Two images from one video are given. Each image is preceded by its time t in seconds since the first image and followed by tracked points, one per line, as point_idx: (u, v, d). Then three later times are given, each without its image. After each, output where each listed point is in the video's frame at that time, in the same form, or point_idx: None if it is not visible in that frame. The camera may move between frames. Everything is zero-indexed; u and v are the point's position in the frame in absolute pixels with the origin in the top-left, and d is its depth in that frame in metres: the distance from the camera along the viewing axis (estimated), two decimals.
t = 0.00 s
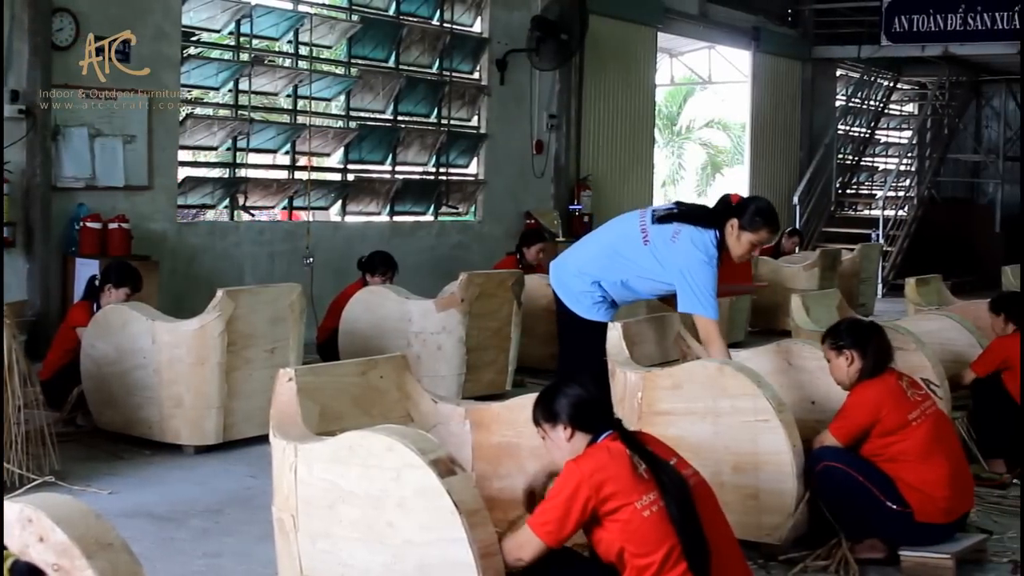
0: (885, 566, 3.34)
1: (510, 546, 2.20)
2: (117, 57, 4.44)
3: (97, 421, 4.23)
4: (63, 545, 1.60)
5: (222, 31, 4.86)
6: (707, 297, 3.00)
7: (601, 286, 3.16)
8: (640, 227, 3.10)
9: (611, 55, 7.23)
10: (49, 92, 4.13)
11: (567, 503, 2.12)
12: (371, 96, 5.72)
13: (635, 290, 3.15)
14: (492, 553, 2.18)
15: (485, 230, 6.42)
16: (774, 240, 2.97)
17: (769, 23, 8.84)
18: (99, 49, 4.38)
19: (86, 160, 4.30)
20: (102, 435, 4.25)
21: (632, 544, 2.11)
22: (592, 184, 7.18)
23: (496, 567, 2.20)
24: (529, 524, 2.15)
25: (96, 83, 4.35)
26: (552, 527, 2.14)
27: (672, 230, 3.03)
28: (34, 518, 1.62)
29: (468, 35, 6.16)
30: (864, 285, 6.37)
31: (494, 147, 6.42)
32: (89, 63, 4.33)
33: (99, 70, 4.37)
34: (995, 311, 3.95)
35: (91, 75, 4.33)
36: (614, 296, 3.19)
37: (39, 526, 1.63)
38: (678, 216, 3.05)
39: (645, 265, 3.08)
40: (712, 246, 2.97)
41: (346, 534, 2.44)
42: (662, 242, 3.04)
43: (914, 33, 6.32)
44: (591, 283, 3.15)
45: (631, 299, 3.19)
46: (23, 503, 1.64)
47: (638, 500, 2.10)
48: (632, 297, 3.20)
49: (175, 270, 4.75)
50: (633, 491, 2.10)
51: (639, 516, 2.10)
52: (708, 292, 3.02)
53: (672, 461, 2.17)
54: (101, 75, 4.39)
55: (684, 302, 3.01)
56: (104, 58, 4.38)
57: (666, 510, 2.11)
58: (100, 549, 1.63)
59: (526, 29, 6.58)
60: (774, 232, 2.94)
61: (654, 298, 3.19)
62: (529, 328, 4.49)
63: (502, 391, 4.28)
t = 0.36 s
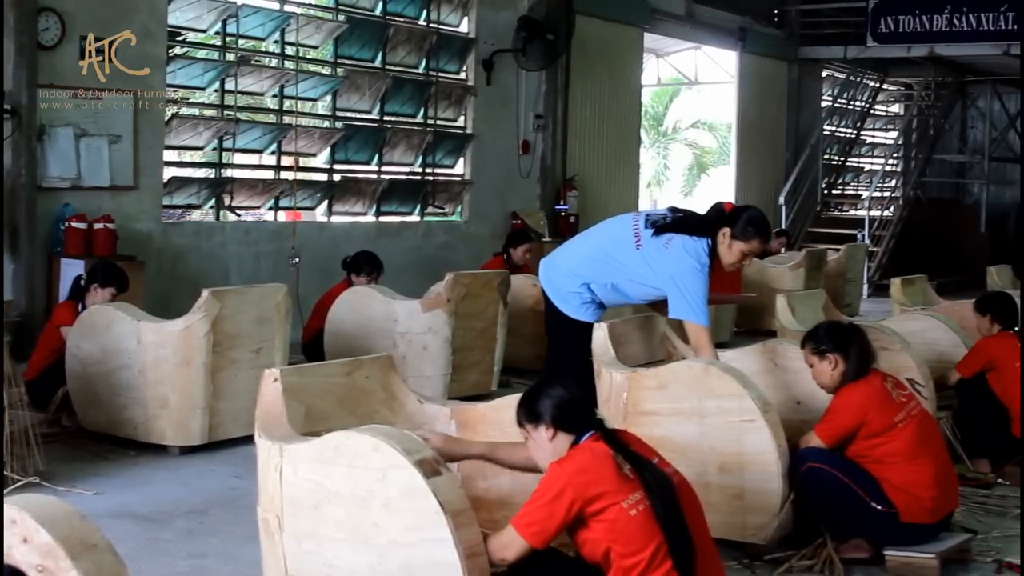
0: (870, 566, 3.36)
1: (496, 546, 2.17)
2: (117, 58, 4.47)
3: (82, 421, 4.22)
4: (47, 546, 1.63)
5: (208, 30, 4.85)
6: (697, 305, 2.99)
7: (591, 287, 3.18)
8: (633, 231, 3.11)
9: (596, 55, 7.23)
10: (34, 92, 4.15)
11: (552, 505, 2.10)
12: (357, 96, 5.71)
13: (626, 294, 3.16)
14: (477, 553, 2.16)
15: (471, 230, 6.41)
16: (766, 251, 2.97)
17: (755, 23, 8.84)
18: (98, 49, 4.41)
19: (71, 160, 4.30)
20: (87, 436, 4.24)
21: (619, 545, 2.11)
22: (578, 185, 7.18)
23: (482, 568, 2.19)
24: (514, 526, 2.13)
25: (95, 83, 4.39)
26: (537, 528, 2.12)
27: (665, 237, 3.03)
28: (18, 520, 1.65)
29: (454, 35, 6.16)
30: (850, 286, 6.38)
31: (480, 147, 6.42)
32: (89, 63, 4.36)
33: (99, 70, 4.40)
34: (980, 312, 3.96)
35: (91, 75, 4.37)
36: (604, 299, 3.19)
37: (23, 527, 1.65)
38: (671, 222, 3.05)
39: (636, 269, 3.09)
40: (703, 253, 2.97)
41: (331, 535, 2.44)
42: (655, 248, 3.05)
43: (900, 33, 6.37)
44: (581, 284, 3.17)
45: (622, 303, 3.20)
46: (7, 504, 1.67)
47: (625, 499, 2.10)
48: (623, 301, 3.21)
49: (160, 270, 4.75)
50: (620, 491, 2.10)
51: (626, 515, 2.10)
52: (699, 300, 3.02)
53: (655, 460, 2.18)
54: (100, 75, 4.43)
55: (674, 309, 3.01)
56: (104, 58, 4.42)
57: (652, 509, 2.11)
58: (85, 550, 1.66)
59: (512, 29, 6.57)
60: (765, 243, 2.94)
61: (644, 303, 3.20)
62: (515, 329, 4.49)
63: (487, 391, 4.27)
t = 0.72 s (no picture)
0: (856, 566, 3.35)
1: (483, 548, 2.18)
2: (117, 58, 4.51)
3: (68, 421, 4.22)
4: (33, 547, 1.63)
5: (195, 30, 4.83)
6: (682, 305, 2.97)
7: (578, 287, 3.18)
8: (621, 230, 3.10)
9: (583, 56, 7.23)
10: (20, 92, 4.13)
11: (536, 508, 2.11)
12: (344, 96, 5.70)
13: (614, 293, 3.15)
14: (463, 553, 2.18)
15: (458, 230, 6.41)
16: (755, 251, 2.94)
17: (743, 23, 8.84)
18: (99, 50, 4.45)
19: (58, 160, 4.29)
20: (73, 436, 4.23)
21: (604, 545, 2.12)
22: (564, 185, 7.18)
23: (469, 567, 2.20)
24: (500, 530, 2.13)
25: (96, 84, 4.43)
26: (523, 530, 2.13)
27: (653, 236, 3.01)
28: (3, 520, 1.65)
29: (441, 35, 6.16)
30: (836, 286, 6.39)
31: (468, 147, 6.42)
32: (90, 63, 4.40)
33: (99, 70, 4.44)
34: (965, 312, 3.96)
35: (91, 76, 4.41)
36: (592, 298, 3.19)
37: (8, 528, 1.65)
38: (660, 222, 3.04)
39: (623, 268, 3.07)
40: (691, 253, 2.95)
41: (318, 535, 2.44)
42: (642, 246, 3.03)
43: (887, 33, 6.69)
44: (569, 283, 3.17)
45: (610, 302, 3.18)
46: None
47: (609, 499, 2.11)
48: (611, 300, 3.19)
49: (147, 270, 4.74)
50: (604, 491, 2.11)
51: (611, 515, 2.11)
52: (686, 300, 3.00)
53: (637, 460, 2.19)
54: (101, 75, 4.47)
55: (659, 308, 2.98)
56: (105, 58, 4.46)
57: (636, 509, 2.11)
58: (71, 551, 1.66)
59: (499, 29, 6.57)
60: (754, 243, 2.91)
61: (632, 303, 3.18)
62: (502, 329, 4.49)
63: (475, 391, 4.27)
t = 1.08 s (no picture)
0: (834, 565, 3.36)
1: (460, 547, 2.18)
2: (117, 58, 4.59)
3: (46, 422, 4.20)
4: (8, 549, 1.62)
5: (173, 30, 4.82)
6: (662, 303, 2.96)
7: (557, 287, 3.16)
8: (598, 229, 3.08)
9: (560, 55, 7.23)
10: None
11: (512, 509, 2.11)
12: (322, 96, 5.69)
13: (594, 292, 3.13)
14: (441, 554, 2.18)
15: (436, 230, 6.41)
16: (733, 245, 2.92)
17: (721, 24, 8.85)
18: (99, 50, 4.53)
19: (35, 160, 4.26)
20: (50, 437, 4.21)
21: (580, 546, 2.11)
22: (542, 185, 7.19)
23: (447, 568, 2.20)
24: (475, 531, 2.13)
25: (97, 84, 4.52)
26: (498, 532, 2.13)
27: (630, 234, 3.00)
28: None
29: (419, 35, 6.16)
30: (815, 285, 6.42)
31: (446, 147, 6.42)
32: (90, 63, 4.48)
33: (100, 70, 4.52)
34: (941, 312, 3.98)
35: (91, 76, 4.49)
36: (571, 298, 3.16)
37: None
38: (637, 219, 3.02)
39: (601, 267, 3.06)
40: (669, 250, 2.94)
41: (296, 535, 2.43)
42: (620, 245, 3.02)
43: (865, 35, 6.93)
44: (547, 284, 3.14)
45: (590, 301, 3.17)
46: None
47: (585, 500, 2.10)
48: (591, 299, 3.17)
49: (125, 270, 4.73)
50: (580, 492, 2.10)
51: (586, 516, 2.11)
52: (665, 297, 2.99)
53: (613, 461, 2.18)
54: (101, 75, 4.55)
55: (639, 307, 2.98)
56: (105, 58, 4.54)
57: (612, 510, 2.11)
58: (47, 552, 1.65)
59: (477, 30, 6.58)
60: (731, 237, 2.88)
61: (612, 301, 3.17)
62: (480, 329, 4.49)
63: (454, 391, 4.27)
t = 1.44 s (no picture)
0: (818, 565, 3.36)
1: (442, 547, 2.18)
2: (117, 58, 4.64)
3: (29, 422, 4.19)
4: None
5: (157, 30, 4.81)
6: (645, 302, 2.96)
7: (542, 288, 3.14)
8: (582, 229, 3.07)
9: (545, 56, 7.24)
10: None
11: (497, 509, 2.11)
12: (307, 96, 5.67)
13: (580, 292, 3.12)
14: (425, 554, 2.18)
15: (420, 231, 6.41)
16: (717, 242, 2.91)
17: (706, 24, 8.86)
18: (99, 50, 4.58)
19: (19, 159, 4.25)
20: (33, 438, 4.20)
21: (564, 547, 2.11)
22: (527, 185, 7.19)
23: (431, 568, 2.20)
24: (459, 529, 2.13)
25: (91, 83, 4.54)
26: (482, 532, 2.13)
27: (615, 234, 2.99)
28: None
29: (404, 36, 6.16)
30: (798, 285, 6.43)
31: (431, 148, 6.42)
32: (89, 63, 4.53)
33: (100, 70, 4.57)
34: (925, 313, 3.98)
35: (91, 75, 4.54)
36: (557, 298, 3.15)
37: None
38: (622, 219, 3.02)
39: (587, 267, 3.05)
40: (654, 249, 2.93)
41: (279, 535, 2.43)
42: (605, 245, 3.01)
43: (849, 36, 7.00)
44: (532, 286, 3.13)
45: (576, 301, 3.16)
46: None
47: (569, 501, 2.10)
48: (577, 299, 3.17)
49: (108, 270, 4.71)
50: (565, 492, 2.10)
51: (571, 517, 2.11)
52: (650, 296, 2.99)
53: (600, 461, 2.18)
54: (101, 75, 4.60)
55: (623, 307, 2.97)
56: (105, 58, 4.59)
57: (597, 511, 2.11)
58: (30, 553, 1.65)
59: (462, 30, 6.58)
60: (715, 234, 2.88)
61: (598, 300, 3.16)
62: (464, 329, 4.49)
63: (438, 392, 4.26)
